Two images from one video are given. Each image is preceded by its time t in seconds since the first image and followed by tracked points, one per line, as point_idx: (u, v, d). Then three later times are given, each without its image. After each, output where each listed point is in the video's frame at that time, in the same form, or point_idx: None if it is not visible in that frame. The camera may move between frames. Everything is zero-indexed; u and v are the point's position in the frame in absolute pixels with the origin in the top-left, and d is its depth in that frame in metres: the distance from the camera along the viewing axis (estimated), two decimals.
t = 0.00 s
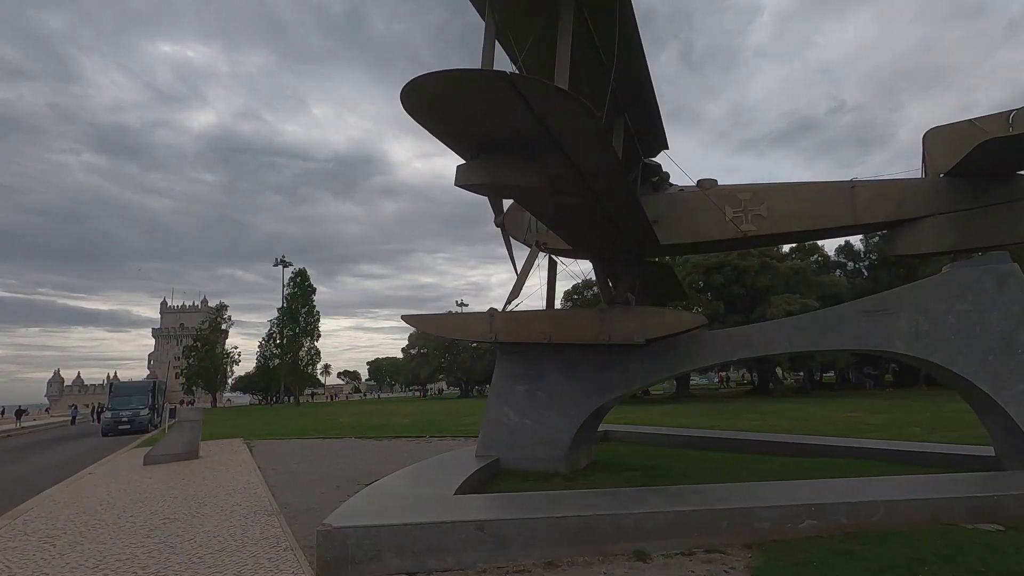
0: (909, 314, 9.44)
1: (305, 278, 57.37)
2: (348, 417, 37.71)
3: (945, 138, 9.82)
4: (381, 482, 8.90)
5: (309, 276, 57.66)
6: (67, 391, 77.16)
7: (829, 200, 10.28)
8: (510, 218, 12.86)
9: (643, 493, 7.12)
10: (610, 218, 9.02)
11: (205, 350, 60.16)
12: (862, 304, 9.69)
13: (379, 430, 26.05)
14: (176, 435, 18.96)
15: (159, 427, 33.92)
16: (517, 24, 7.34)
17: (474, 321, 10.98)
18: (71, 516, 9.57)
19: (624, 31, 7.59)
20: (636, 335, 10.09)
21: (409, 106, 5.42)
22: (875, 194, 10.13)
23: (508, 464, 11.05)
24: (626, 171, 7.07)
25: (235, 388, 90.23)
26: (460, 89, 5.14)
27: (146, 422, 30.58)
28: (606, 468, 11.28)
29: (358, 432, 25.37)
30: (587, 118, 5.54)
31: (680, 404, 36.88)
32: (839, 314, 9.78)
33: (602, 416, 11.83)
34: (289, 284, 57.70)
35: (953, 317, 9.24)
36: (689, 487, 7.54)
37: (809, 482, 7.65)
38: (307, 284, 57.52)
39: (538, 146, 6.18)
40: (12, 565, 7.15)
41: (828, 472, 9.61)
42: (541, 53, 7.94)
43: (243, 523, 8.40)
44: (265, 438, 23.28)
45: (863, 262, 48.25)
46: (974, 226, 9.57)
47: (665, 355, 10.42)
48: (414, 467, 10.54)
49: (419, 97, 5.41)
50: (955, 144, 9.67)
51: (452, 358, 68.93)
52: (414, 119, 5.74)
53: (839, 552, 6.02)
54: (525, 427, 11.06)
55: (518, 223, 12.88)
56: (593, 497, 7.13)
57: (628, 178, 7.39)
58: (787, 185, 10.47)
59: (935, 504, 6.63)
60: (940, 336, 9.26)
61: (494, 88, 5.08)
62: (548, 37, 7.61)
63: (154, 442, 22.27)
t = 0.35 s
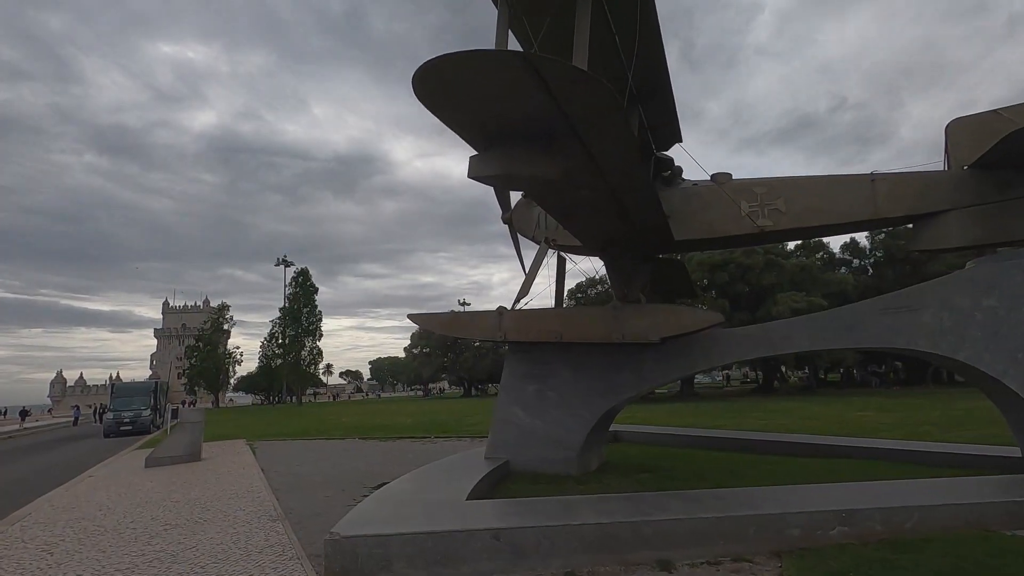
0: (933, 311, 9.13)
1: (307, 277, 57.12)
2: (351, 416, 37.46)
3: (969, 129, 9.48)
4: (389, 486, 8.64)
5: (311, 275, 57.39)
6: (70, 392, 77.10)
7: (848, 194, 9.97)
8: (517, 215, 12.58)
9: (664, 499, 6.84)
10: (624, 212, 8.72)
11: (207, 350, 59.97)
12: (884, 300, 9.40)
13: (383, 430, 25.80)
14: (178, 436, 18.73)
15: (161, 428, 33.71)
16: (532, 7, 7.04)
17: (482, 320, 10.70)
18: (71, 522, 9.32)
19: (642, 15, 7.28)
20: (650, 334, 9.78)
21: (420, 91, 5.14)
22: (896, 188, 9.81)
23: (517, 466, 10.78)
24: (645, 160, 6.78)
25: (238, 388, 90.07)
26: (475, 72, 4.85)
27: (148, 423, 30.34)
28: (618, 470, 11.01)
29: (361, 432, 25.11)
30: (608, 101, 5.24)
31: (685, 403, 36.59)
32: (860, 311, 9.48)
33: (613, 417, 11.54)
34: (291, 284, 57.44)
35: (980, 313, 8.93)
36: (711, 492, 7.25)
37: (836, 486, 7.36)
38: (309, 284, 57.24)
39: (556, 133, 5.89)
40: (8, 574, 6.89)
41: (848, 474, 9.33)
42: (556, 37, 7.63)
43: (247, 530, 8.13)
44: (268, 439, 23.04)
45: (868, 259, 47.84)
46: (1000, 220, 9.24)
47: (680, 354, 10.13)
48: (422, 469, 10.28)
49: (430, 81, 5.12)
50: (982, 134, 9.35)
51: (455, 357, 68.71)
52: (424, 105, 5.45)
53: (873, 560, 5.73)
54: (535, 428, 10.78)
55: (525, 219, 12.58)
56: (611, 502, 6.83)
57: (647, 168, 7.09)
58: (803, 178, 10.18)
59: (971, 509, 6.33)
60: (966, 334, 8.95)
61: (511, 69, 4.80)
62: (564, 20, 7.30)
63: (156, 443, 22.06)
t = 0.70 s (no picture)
0: (960, 307, 8.85)
1: (309, 275, 56.88)
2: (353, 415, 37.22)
3: (995, 120, 9.19)
4: (398, 485, 8.39)
5: (313, 273, 57.15)
6: (71, 389, 76.98)
7: (870, 187, 9.71)
8: (527, 209, 12.31)
9: (687, 501, 6.56)
10: (641, 200, 8.45)
11: (209, 348, 59.75)
12: (909, 296, 9.11)
13: (386, 429, 25.54)
14: (180, 434, 18.48)
15: (162, 426, 33.47)
16: None
17: (493, 316, 10.45)
18: (70, 521, 9.06)
19: None
20: (667, 329, 9.51)
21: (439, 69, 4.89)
22: (920, 181, 9.53)
23: (528, 466, 10.51)
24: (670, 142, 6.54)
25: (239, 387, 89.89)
26: (499, 44, 4.59)
27: (149, 420, 30.12)
28: (631, 470, 10.73)
29: (365, 431, 24.85)
30: (637, 75, 4.99)
31: (690, 403, 36.30)
32: (884, 307, 9.19)
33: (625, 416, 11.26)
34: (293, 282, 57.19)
35: (1009, 309, 8.65)
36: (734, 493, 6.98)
37: (863, 487, 7.10)
38: (311, 282, 57.01)
39: (580, 112, 5.63)
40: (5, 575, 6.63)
41: (871, 475, 9.05)
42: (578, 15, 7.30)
43: (251, 530, 7.87)
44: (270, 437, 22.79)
45: (874, 259, 47.46)
46: None
47: (696, 351, 9.85)
48: (430, 468, 10.00)
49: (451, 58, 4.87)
50: (1010, 125, 9.05)
51: (457, 356, 68.42)
52: (443, 85, 5.20)
53: (910, 565, 5.46)
54: (546, 427, 10.51)
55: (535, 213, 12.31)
56: (632, 502, 6.56)
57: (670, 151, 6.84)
58: (824, 171, 9.90)
59: (1011, 513, 6.04)
60: (994, 331, 8.68)
61: (537, 41, 4.54)
62: None
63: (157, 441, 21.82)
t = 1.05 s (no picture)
0: (984, 304, 8.61)
1: (308, 277, 56.53)
2: (353, 417, 36.89)
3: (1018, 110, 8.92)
4: (406, 492, 8.07)
5: (312, 275, 56.79)
6: (70, 393, 76.65)
7: (889, 181, 9.44)
8: (534, 206, 12.02)
9: (711, 507, 6.29)
10: (657, 197, 8.18)
11: (207, 351, 59.40)
12: (931, 293, 8.85)
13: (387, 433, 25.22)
14: (179, 438, 18.15)
15: (161, 430, 33.10)
16: None
17: (501, 316, 10.17)
18: (65, 530, 8.74)
19: None
20: (683, 328, 9.22)
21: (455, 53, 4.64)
22: (940, 174, 9.25)
23: (538, 470, 10.22)
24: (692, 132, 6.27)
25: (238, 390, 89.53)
26: (523, 23, 4.34)
27: (148, 424, 29.78)
28: (644, 473, 10.46)
29: (366, 434, 24.52)
30: (666, 58, 4.74)
31: (693, 404, 36.02)
32: (905, 305, 8.92)
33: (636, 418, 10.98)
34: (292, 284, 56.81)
35: None
36: (759, 498, 6.70)
37: (893, 491, 6.83)
38: (310, 284, 56.65)
39: (602, 98, 5.37)
40: None
41: (893, 478, 8.78)
42: None
43: (256, 540, 7.56)
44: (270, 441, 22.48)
45: (876, 257, 47.24)
46: None
47: (712, 351, 9.57)
48: (439, 473, 9.71)
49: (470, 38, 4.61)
50: None
51: (457, 358, 68.13)
52: (460, 70, 4.94)
53: (953, 574, 5.19)
54: (557, 430, 10.22)
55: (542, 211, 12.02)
56: (654, 509, 6.28)
57: (692, 143, 6.57)
58: (841, 165, 9.64)
59: None
60: (1019, 328, 8.46)
61: (563, 19, 4.29)
62: None
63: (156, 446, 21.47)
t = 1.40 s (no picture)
0: (1001, 295, 8.38)
1: (305, 276, 56.09)
2: (351, 416, 36.54)
3: None
4: (410, 492, 7.80)
5: (308, 274, 56.34)
6: (64, 394, 76.02)
7: (903, 170, 9.18)
8: (537, 199, 11.76)
9: (729, 507, 6.05)
10: (667, 189, 7.90)
11: (203, 351, 58.91)
12: (947, 285, 8.62)
13: (386, 431, 24.92)
14: (174, 438, 17.83)
15: (156, 430, 32.69)
16: None
17: (506, 311, 9.91)
18: (55, 535, 8.44)
19: None
20: (693, 322, 8.95)
21: (466, 30, 4.38)
22: (957, 162, 8.98)
23: (544, 469, 9.96)
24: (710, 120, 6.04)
25: (234, 390, 89.02)
26: None
27: (143, 424, 29.40)
28: (652, 471, 10.21)
29: (365, 433, 24.23)
30: (691, 39, 4.44)
31: (693, 401, 35.81)
32: (922, 297, 8.70)
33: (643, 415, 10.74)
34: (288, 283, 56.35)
35: None
36: (778, 497, 6.46)
37: (916, 489, 6.59)
38: (306, 283, 56.19)
39: (619, 80, 5.12)
40: None
41: (909, 475, 8.55)
42: None
43: (253, 545, 7.25)
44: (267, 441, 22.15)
45: (875, 253, 47.13)
46: None
47: (722, 345, 9.33)
48: (442, 472, 9.43)
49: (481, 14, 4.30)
50: None
51: (454, 356, 67.83)
52: (469, 47, 4.63)
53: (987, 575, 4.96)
54: (563, 428, 9.96)
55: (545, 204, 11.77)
56: (670, 509, 6.03)
57: (708, 132, 6.33)
58: (853, 153, 9.39)
59: None
60: None
61: None
62: None
63: (151, 447, 21.14)
